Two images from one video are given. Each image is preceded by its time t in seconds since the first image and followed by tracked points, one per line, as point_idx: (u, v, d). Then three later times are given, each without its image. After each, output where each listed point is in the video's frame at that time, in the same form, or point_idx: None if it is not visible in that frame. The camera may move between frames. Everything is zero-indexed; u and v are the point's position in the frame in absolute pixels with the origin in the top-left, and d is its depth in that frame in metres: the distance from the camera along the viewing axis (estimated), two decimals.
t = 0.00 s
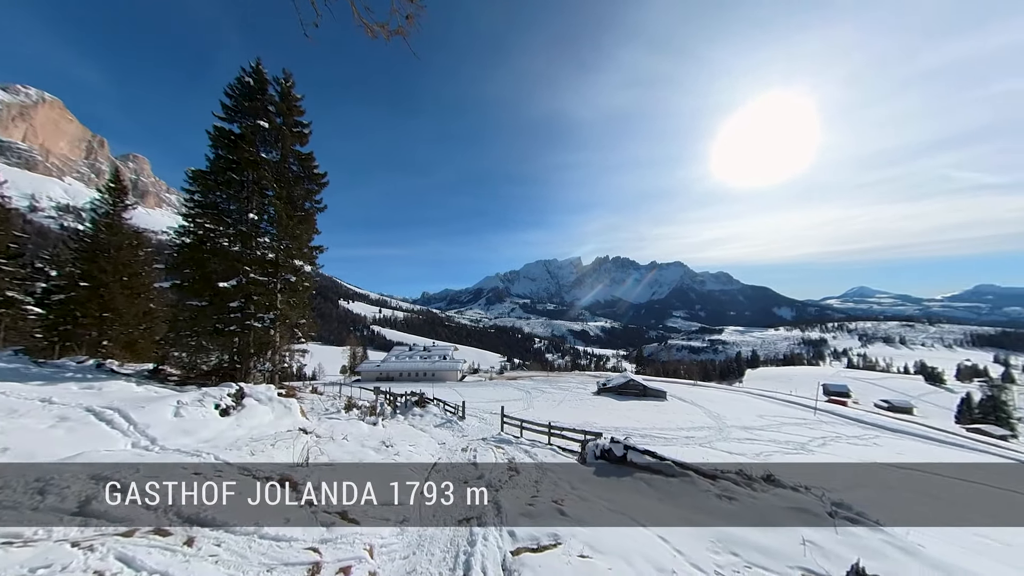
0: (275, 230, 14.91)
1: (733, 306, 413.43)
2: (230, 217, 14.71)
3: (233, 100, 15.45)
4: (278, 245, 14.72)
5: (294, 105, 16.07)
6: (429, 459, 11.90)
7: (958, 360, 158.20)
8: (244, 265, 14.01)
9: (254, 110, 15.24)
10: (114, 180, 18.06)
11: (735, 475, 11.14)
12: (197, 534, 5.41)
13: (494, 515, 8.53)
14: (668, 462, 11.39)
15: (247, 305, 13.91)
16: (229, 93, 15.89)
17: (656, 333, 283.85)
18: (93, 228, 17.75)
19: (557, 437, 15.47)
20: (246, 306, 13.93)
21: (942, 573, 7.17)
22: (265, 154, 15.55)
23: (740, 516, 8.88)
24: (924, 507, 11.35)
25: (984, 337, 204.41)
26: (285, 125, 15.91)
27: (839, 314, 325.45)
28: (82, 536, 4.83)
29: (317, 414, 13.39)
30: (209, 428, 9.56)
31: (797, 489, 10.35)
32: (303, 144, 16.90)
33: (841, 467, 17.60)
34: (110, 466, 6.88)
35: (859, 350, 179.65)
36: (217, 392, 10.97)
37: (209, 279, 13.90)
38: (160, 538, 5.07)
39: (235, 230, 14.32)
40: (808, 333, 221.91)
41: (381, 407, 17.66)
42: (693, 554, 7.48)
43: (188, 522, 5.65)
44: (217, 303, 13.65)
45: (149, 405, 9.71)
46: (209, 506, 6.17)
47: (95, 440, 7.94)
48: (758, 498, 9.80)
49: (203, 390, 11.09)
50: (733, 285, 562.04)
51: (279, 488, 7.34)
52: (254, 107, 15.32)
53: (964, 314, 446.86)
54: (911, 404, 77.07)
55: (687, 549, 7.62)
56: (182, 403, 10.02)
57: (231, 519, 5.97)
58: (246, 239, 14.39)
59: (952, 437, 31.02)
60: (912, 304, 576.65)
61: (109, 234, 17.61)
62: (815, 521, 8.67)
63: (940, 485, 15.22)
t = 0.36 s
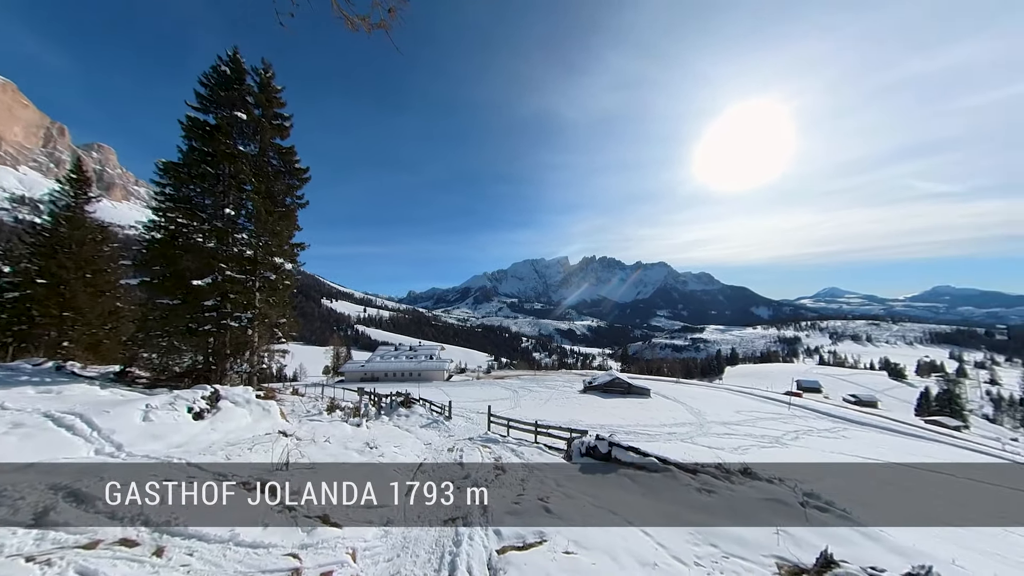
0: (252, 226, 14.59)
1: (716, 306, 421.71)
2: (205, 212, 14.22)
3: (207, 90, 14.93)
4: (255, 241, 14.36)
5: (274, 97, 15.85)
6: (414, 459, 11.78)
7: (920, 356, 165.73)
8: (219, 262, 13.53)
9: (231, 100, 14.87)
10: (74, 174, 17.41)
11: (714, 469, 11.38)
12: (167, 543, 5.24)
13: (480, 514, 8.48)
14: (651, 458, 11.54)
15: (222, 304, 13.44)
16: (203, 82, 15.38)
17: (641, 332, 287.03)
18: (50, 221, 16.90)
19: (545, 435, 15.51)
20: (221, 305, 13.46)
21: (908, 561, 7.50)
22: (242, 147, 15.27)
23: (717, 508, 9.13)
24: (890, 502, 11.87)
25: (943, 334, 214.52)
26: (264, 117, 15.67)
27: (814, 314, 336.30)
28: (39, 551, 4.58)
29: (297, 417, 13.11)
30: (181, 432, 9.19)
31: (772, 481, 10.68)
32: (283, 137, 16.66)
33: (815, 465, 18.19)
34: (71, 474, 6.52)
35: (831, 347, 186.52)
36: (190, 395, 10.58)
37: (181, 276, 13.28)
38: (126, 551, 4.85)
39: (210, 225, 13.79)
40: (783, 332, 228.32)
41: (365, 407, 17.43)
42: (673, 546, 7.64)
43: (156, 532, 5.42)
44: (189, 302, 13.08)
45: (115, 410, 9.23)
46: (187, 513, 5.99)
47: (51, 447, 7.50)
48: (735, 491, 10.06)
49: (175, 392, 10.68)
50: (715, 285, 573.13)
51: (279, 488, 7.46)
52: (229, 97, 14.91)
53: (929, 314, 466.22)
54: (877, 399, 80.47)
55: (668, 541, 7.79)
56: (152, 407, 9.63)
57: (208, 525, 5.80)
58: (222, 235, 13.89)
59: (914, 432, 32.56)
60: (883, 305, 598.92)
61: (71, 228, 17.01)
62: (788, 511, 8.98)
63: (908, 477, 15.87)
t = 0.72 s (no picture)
0: (229, 222, 14.38)
1: (699, 305, 429.53)
2: (176, 206, 13.61)
3: (179, 77, 14.38)
4: (230, 236, 14.15)
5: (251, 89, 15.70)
6: (399, 461, 11.64)
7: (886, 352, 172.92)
8: (192, 259, 12.83)
9: (205, 90, 14.46)
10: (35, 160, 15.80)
11: (695, 463, 11.52)
12: (134, 554, 5.01)
13: (466, 514, 8.39)
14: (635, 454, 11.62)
15: (196, 303, 12.88)
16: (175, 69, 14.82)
17: (626, 332, 290.13)
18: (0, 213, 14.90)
19: (531, 434, 15.52)
20: (195, 304, 12.88)
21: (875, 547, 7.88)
22: (217, 138, 14.97)
23: (698, 502, 9.26)
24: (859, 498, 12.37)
25: (904, 331, 224.13)
26: (241, 107, 15.56)
27: (792, 312, 346.04)
28: None
29: (276, 419, 12.81)
30: (150, 438, 8.80)
31: (749, 474, 10.92)
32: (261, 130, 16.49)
33: (791, 461, 18.74)
34: (25, 486, 6.12)
35: (807, 344, 192.47)
36: (160, 398, 10.11)
37: (151, 273, 12.47)
38: (88, 566, 4.61)
39: (183, 221, 13.14)
40: (758, 330, 234.46)
41: (349, 408, 17.12)
42: (656, 540, 7.74)
43: (122, 543, 5.20)
44: (159, 300, 12.40)
45: (76, 416, 8.70)
46: (161, 521, 5.78)
47: (6, 455, 7.07)
48: (715, 483, 10.22)
49: (143, 395, 10.19)
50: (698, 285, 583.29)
51: (280, 488, 7.77)
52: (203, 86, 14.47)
53: (897, 314, 485.03)
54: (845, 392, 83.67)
55: (651, 536, 7.89)
56: (117, 411, 9.17)
57: (176, 533, 5.55)
58: (195, 232, 13.31)
59: (879, 427, 34.04)
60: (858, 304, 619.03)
61: (26, 220, 15.07)
62: (761, 500, 9.29)
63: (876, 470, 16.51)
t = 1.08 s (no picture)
0: (202, 217, 13.79)
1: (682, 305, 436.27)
2: (144, 199, 13.01)
3: (149, 63, 13.90)
4: (202, 233, 13.41)
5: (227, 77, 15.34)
6: (384, 462, 11.48)
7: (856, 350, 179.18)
8: (162, 255, 12.46)
9: (177, 78, 14.01)
10: None
11: (678, 459, 11.62)
12: (97, 569, 4.74)
13: (452, 514, 8.29)
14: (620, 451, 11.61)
15: (167, 302, 12.53)
16: (144, 54, 14.30)
17: (612, 331, 292.81)
18: None
19: (518, 433, 15.47)
20: (166, 303, 12.52)
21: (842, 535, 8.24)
22: (191, 129, 14.50)
23: (679, 496, 9.39)
24: (832, 500, 12.75)
25: (872, 329, 233.12)
26: (216, 96, 15.10)
27: (771, 311, 354.63)
28: None
29: (254, 423, 12.48)
30: (115, 444, 8.40)
31: (729, 468, 11.08)
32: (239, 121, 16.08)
33: (770, 459, 19.18)
34: None
35: (785, 342, 197.77)
36: (126, 402, 9.65)
37: (114, 271, 12.08)
38: None
39: (151, 214, 12.74)
40: (736, 328, 239.99)
41: (331, 410, 16.80)
42: (639, 534, 7.86)
43: (85, 557, 4.91)
44: (124, 298, 11.93)
45: (31, 422, 8.21)
46: (129, 530, 5.49)
47: None
48: (695, 478, 10.33)
49: (106, 399, 9.69)
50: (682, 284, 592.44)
51: (259, 493, 7.55)
52: (175, 74, 14.02)
53: (871, 314, 501.47)
54: (817, 388, 86.44)
55: (634, 530, 8.00)
56: (79, 415, 8.69)
57: (144, 542, 5.31)
58: (164, 226, 12.88)
59: (846, 421, 35.38)
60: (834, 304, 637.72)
61: None
62: (737, 492, 9.52)
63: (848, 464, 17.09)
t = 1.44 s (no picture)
0: (174, 212, 13.48)
1: (666, 304, 443.41)
2: (110, 191, 12.60)
3: (114, 47, 13.27)
4: (172, 228, 13.21)
5: (201, 66, 14.90)
6: (369, 465, 11.30)
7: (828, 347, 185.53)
8: (130, 252, 12.03)
9: (147, 65, 13.52)
10: None
11: (661, 454, 11.63)
12: None
13: (438, 515, 8.19)
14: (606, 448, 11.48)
15: (135, 301, 12.03)
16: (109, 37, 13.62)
17: (597, 330, 295.59)
18: None
19: (504, 432, 15.39)
20: (134, 302, 12.00)
21: (812, 523, 8.57)
22: (164, 119, 14.04)
23: (662, 491, 9.45)
24: (806, 492, 13.15)
25: (844, 326, 241.85)
26: (190, 85, 14.64)
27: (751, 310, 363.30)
28: None
29: (231, 426, 12.11)
30: (77, 452, 7.95)
31: (710, 462, 11.20)
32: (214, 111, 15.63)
33: (748, 452, 19.67)
34: None
35: (763, 340, 203.11)
36: (89, 407, 9.12)
37: (80, 268, 11.45)
38: None
39: (118, 209, 12.23)
40: (717, 326, 245.26)
41: (313, 412, 16.48)
42: (624, 529, 7.99)
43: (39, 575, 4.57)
44: (88, 298, 11.36)
45: None
46: (91, 544, 5.13)
47: None
48: (678, 472, 10.28)
49: (67, 403, 9.09)
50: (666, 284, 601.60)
51: (237, 501, 7.26)
52: (146, 61, 13.49)
53: (846, 313, 517.98)
54: (791, 383, 89.26)
55: (620, 527, 8.08)
56: (38, 421, 8.18)
57: (110, 557, 5.04)
58: (134, 221, 12.46)
59: (816, 414, 36.66)
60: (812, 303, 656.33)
61: None
62: (717, 484, 9.59)
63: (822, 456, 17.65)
